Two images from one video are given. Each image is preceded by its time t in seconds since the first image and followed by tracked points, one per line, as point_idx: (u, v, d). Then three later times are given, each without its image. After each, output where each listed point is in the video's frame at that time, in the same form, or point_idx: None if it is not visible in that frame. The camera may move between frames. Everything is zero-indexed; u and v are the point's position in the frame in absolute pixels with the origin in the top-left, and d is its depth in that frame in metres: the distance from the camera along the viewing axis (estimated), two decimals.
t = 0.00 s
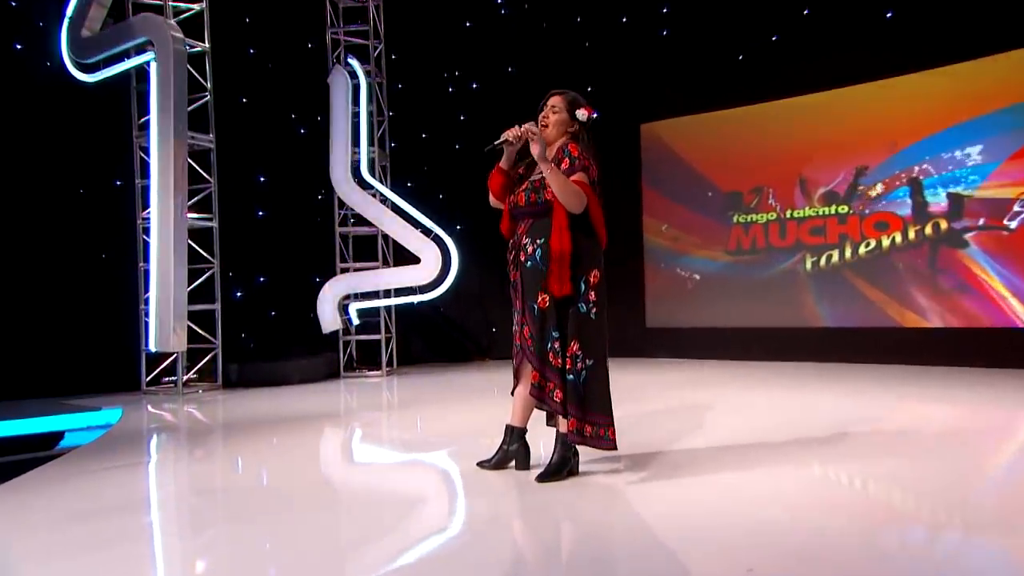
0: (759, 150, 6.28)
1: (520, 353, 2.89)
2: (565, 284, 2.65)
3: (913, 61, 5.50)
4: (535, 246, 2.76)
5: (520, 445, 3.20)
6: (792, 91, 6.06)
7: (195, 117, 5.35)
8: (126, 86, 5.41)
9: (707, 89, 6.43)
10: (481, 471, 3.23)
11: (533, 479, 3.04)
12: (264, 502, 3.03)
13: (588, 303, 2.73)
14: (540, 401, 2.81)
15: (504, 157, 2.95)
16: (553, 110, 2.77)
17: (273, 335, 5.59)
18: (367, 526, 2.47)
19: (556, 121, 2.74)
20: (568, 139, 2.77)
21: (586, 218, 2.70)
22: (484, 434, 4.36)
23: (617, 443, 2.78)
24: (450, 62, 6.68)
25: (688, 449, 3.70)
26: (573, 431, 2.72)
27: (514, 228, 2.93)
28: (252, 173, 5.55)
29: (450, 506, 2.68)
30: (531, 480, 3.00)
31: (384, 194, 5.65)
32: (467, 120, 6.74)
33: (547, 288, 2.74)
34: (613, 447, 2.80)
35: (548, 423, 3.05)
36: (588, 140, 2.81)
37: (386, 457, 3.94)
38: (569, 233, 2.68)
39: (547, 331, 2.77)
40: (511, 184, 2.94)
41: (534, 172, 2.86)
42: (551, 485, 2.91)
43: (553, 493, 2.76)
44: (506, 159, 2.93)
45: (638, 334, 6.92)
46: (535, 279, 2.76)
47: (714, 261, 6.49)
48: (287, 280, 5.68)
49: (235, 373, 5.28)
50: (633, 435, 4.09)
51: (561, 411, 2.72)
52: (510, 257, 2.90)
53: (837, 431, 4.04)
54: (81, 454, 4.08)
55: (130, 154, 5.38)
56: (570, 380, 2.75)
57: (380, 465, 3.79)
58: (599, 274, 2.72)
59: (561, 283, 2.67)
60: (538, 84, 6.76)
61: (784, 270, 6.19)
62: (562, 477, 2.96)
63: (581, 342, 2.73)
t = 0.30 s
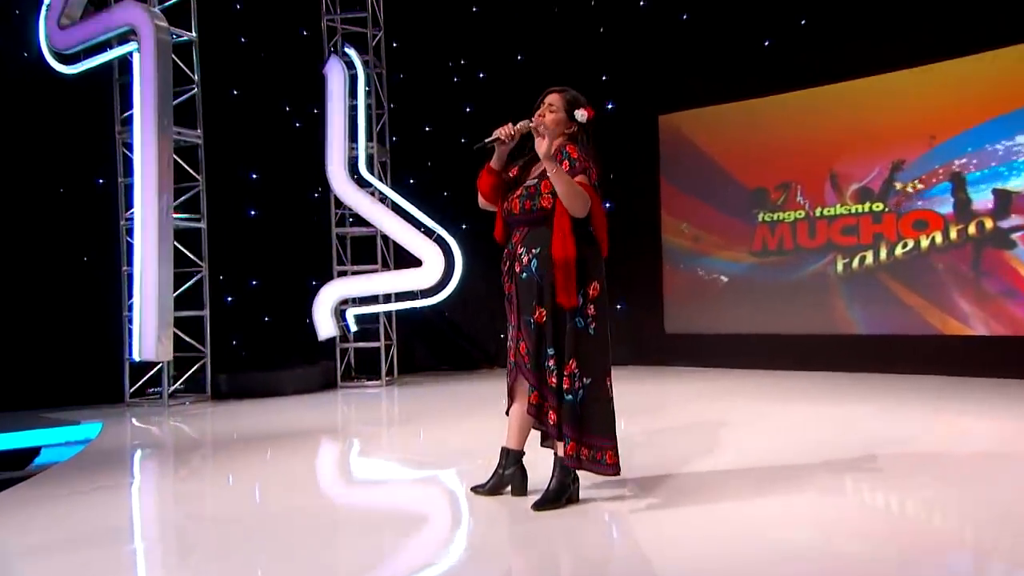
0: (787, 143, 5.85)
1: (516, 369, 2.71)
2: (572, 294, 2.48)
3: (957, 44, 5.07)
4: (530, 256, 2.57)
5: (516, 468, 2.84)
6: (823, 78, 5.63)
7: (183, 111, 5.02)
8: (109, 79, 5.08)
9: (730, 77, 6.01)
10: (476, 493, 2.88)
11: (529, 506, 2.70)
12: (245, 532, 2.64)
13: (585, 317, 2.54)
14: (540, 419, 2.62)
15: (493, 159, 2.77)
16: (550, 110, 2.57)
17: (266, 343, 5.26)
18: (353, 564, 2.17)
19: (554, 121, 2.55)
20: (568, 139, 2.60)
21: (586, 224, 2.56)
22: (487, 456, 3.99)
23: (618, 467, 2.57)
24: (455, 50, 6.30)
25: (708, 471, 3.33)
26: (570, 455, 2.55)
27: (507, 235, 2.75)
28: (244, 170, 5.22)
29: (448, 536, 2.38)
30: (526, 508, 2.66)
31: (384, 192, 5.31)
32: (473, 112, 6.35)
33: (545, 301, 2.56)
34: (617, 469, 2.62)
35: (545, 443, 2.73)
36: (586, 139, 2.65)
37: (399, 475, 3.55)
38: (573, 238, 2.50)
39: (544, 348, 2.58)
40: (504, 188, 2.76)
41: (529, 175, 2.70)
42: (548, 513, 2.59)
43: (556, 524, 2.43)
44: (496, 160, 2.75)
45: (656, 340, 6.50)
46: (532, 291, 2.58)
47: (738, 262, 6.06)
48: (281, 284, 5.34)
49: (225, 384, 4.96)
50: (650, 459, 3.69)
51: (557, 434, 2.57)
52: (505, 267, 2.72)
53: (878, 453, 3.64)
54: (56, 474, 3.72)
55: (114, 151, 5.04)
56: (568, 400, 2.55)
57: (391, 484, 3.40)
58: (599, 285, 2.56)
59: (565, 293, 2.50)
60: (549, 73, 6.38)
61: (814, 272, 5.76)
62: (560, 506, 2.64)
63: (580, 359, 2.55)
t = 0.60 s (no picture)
0: (814, 136, 5.42)
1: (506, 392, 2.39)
2: (566, 310, 2.15)
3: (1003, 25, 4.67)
4: (520, 271, 2.23)
5: (509, 499, 2.48)
6: (854, 65, 5.22)
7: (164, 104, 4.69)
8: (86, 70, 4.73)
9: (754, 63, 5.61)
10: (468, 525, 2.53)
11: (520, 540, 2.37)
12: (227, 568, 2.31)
13: (581, 337, 2.21)
14: (533, 446, 2.30)
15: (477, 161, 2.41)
16: (543, 111, 2.22)
17: (255, 352, 4.92)
18: None
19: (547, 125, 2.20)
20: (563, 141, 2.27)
21: (584, 235, 2.23)
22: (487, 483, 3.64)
23: (622, 499, 2.23)
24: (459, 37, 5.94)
25: (733, 503, 2.97)
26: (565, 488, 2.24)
27: (495, 246, 2.42)
28: (232, 168, 4.88)
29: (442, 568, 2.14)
30: (516, 541, 2.34)
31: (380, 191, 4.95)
32: (478, 103, 5.98)
33: (538, 319, 2.23)
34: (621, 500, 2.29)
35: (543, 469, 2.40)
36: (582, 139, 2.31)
37: (426, 495, 3.22)
38: (572, 250, 2.18)
39: (537, 371, 2.26)
40: (491, 195, 2.42)
41: (520, 180, 2.36)
42: (543, 548, 2.27)
43: (545, 557, 2.17)
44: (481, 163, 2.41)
45: (674, 348, 6.08)
46: (522, 309, 2.25)
47: (762, 265, 5.64)
48: (272, 288, 5.00)
49: (210, 397, 4.65)
50: (665, 484, 3.34)
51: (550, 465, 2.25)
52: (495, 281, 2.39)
53: (925, 479, 3.26)
54: (21, 499, 3.39)
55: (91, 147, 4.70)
56: (561, 427, 2.21)
57: (417, 503, 3.08)
58: (595, 302, 2.22)
59: (561, 310, 2.16)
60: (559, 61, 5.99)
61: (844, 276, 5.33)
62: (556, 540, 2.31)
63: (574, 383, 2.21)
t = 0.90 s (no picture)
0: (847, 129, 5.00)
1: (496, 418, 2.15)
2: (563, 331, 1.91)
3: None
4: (511, 290, 2.00)
5: (502, 534, 2.19)
6: (892, 50, 4.80)
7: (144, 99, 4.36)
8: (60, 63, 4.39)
9: (782, 49, 5.20)
10: (457, 565, 2.22)
11: None
12: None
13: (577, 362, 1.96)
14: (526, 480, 2.07)
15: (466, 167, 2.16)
16: (535, 115, 1.98)
17: (244, 364, 4.59)
18: None
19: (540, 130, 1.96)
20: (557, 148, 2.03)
21: (581, 248, 2.00)
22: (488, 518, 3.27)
23: (622, 537, 2.02)
24: (464, 24, 5.57)
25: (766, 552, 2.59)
26: (561, 525, 1.99)
27: (483, 261, 2.18)
28: (218, 165, 4.54)
29: None
30: None
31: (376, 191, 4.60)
32: (484, 94, 5.60)
33: (532, 342, 2.00)
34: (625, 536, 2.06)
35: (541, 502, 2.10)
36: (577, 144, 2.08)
37: (438, 518, 2.97)
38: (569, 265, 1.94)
39: (530, 400, 2.02)
40: (479, 206, 2.17)
41: (510, 190, 2.12)
42: None
43: None
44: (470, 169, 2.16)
45: (693, 357, 5.68)
46: (514, 333, 2.01)
47: (792, 268, 5.21)
48: (261, 294, 4.66)
49: (193, 413, 4.32)
50: (685, 512, 2.99)
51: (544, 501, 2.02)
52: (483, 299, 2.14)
53: (986, 514, 2.88)
54: None
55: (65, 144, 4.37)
56: (558, 461, 1.98)
57: (426, 529, 2.83)
58: (593, 322, 1.98)
59: (557, 331, 1.93)
60: (570, 49, 5.61)
61: (880, 281, 4.91)
62: None
63: (571, 411, 1.98)
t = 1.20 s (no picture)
0: (886, 122, 4.59)
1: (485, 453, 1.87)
2: (557, 355, 1.65)
3: None
4: (503, 313, 1.72)
5: None
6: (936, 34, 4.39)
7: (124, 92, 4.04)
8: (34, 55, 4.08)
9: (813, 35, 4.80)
10: None
11: None
12: None
13: (577, 393, 1.69)
14: (520, 524, 1.78)
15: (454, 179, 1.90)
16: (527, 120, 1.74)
17: (232, 377, 4.28)
18: None
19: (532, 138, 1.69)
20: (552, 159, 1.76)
21: (578, 267, 1.71)
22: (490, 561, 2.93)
23: None
24: (470, 9, 5.20)
25: None
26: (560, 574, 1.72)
27: (472, 278, 1.90)
28: (204, 164, 4.21)
29: None
30: None
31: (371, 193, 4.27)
32: (491, 85, 5.23)
33: (525, 370, 1.71)
34: None
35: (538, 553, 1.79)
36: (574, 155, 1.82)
37: (452, 550, 2.64)
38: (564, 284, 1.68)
39: (523, 435, 1.74)
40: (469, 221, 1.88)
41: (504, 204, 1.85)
42: None
43: None
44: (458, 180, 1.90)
45: (715, 368, 5.29)
46: (506, 361, 1.73)
47: (825, 273, 4.80)
48: (250, 303, 4.34)
49: (176, 432, 4.01)
50: (712, 555, 2.64)
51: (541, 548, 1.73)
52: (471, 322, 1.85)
53: None
54: None
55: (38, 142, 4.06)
56: (556, 502, 1.70)
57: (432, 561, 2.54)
58: (592, 348, 1.70)
59: (547, 357, 1.66)
60: (584, 36, 5.23)
61: (923, 288, 4.50)
62: None
63: (570, 447, 1.70)
